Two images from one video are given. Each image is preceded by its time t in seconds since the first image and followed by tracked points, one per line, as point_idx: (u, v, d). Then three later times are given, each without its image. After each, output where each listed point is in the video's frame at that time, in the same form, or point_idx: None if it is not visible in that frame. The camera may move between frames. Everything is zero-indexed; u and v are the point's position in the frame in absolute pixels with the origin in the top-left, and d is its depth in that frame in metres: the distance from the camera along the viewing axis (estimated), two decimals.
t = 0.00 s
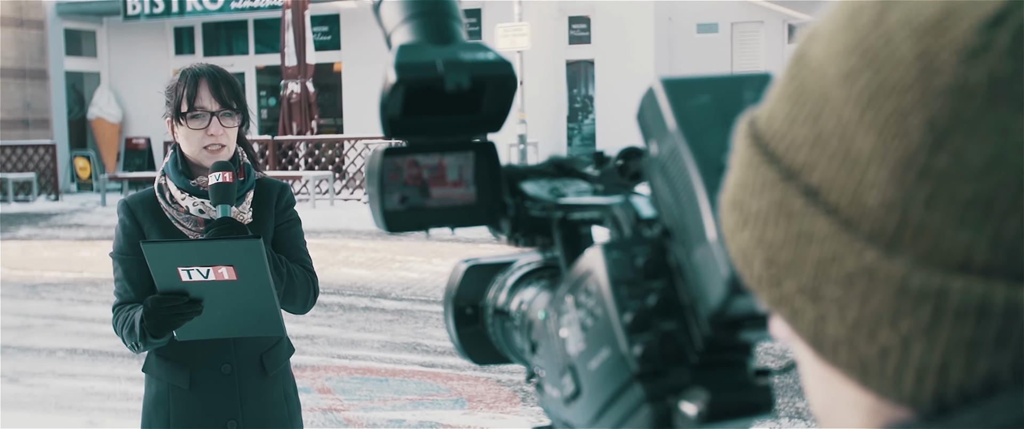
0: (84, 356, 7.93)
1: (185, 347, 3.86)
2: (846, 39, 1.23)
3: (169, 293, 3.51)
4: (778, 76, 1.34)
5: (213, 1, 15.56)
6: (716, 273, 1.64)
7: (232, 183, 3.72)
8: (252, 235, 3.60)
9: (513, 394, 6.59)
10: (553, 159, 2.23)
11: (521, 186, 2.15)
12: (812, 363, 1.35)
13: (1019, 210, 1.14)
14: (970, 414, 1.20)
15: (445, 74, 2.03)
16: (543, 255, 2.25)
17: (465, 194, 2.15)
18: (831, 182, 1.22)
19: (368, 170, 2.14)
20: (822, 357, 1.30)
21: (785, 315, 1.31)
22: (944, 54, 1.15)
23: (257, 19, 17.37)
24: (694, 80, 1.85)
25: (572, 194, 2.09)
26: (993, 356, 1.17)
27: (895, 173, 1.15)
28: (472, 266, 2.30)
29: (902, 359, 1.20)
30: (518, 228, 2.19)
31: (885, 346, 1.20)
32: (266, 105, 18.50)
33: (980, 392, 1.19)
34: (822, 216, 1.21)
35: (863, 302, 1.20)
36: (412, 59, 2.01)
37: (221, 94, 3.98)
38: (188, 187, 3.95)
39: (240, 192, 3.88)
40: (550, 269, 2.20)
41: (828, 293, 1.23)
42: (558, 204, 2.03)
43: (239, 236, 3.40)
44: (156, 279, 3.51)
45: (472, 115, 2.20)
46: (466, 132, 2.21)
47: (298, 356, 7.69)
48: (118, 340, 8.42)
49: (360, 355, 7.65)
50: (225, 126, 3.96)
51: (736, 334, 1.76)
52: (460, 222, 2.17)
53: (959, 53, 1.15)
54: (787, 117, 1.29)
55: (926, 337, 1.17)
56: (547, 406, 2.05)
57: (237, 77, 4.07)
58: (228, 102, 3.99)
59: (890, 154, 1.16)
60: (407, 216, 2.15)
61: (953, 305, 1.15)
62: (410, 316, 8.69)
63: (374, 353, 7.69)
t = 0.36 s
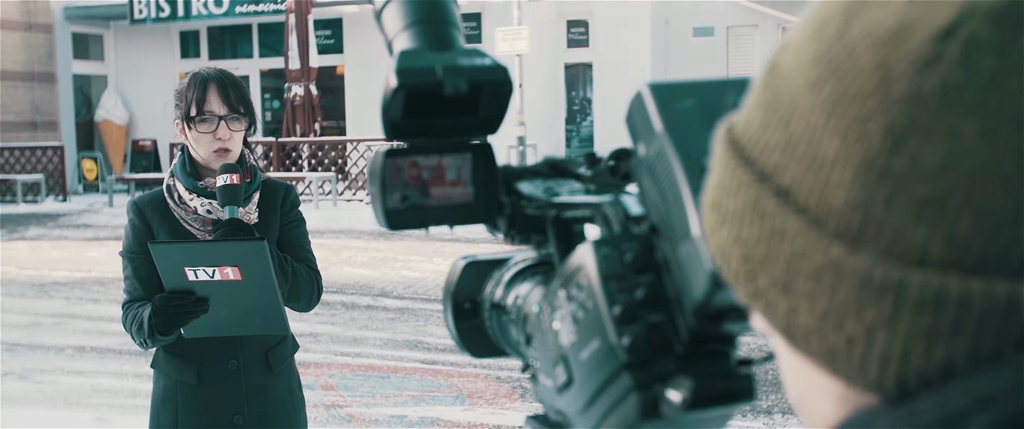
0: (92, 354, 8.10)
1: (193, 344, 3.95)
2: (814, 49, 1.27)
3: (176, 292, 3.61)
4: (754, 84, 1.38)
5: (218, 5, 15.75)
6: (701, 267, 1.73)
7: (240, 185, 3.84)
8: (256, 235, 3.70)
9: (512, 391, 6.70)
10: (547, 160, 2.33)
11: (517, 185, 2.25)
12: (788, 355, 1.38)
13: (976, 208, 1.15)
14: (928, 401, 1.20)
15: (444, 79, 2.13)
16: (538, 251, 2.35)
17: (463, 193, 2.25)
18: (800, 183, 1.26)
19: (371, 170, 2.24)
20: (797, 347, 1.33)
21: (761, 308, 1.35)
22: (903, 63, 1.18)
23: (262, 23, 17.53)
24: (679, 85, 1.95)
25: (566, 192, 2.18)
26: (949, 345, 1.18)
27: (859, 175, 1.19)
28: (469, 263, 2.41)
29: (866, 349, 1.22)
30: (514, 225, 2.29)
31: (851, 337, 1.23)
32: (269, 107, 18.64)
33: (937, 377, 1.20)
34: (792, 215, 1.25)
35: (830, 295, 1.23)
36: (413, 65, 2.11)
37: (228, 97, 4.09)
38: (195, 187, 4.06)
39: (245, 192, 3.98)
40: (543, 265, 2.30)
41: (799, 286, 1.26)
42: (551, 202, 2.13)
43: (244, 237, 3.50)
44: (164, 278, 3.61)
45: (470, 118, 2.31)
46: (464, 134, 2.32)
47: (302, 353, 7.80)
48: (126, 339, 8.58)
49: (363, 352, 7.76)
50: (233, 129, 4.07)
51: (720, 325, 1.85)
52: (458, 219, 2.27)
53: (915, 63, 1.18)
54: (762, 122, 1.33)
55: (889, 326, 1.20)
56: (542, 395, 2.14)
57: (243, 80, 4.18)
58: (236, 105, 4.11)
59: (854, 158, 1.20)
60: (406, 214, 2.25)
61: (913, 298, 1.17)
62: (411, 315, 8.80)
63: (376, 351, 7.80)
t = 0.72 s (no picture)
0: (99, 352, 8.22)
1: (199, 339, 4.05)
2: (812, 49, 1.28)
3: (184, 290, 3.70)
4: (755, 81, 1.41)
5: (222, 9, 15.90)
6: (687, 263, 1.80)
7: (243, 185, 3.92)
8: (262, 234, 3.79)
9: (512, 388, 6.78)
10: (544, 162, 2.42)
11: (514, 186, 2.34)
12: (785, 338, 1.40)
13: (962, 195, 1.15)
14: (912, 377, 1.20)
15: (443, 83, 2.23)
16: (535, 250, 2.43)
17: (462, 193, 2.34)
18: (796, 171, 1.27)
19: (374, 171, 2.33)
20: (793, 330, 1.35)
21: (759, 292, 1.37)
22: (893, 59, 1.19)
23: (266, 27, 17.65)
24: (669, 89, 2.03)
25: (561, 193, 2.27)
26: (933, 325, 1.19)
27: (852, 163, 1.20)
28: (468, 260, 2.50)
29: (857, 327, 1.23)
30: (511, 224, 2.37)
31: (843, 316, 1.24)
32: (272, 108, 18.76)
33: (922, 356, 1.21)
34: (789, 203, 1.27)
35: (823, 277, 1.25)
36: (412, 72, 2.21)
37: (234, 102, 4.18)
38: (200, 188, 4.16)
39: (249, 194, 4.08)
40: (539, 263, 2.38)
41: (794, 269, 1.28)
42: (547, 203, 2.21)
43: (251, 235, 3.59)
44: (172, 276, 3.70)
45: (469, 121, 2.40)
46: (462, 136, 2.40)
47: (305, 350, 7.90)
48: (133, 337, 8.70)
49: (365, 350, 7.85)
50: (238, 133, 4.18)
51: (707, 318, 1.92)
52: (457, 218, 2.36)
53: (905, 60, 1.18)
54: (762, 118, 1.35)
55: (877, 303, 1.21)
56: (537, 387, 2.23)
57: (248, 84, 4.27)
58: (241, 109, 4.20)
59: (846, 148, 1.21)
60: (407, 213, 2.34)
61: (899, 278, 1.18)
62: (413, 313, 8.90)
63: (378, 348, 7.89)
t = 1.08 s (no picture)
0: (105, 349, 8.31)
1: (203, 336, 4.12)
2: (798, 54, 1.29)
3: (190, 287, 3.77)
4: (745, 86, 1.41)
5: (226, 11, 16.01)
6: (678, 260, 1.86)
7: (247, 185, 4.00)
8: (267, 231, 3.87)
9: (511, 385, 6.86)
10: (540, 163, 2.50)
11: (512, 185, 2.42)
12: (773, 332, 1.41)
13: (937, 193, 1.15)
14: (891, 366, 1.20)
15: (442, 86, 2.30)
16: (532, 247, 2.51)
17: (461, 192, 2.41)
18: (782, 171, 1.28)
19: (376, 170, 2.41)
20: (779, 323, 1.35)
21: (748, 288, 1.37)
22: (875, 65, 1.19)
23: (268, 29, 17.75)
24: (660, 91, 2.11)
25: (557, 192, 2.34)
26: (911, 317, 1.19)
27: (835, 163, 1.21)
28: (467, 257, 2.58)
29: (839, 320, 1.24)
30: (509, 223, 2.45)
31: (826, 309, 1.25)
32: (275, 109, 18.84)
33: (900, 346, 1.21)
34: (775, 201, 1.28)
35: (808, 271, 1.25)
36: (412, 74, 2.28)
37: (238, 104, 4.26)
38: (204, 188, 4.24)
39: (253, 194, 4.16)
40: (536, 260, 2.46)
41: (779, 265, 1.29)
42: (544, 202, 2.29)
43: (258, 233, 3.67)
44: (179, 273, 3.76)
45: (468, 123, 2.48)
46: (462, 137, 2.49)
47: (308, 348, 7.98)
48: (139, 335, 8.79)
49: (367, 348, 7.93)
50: (241, 135, 4.26)
51: (697, 313, 1.99)
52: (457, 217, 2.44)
53: (885, 66, 1.18)
54: (750, 121, 1.35)
55: (858, 296, 1.21)
56: (534, 380, 2.30)
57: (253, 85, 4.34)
58: (244, 111, 4.28)
59: (830, 149, 1.22)
60: (408, 212, 2.41)
61: (880, 272, 1.18)
62: (415, 312, 8.98)
63: (380, 346, 7.97)
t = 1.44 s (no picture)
0: (111, 348, 8.38)
1: (207, 334, 4.19)
2: (794, 60, 1.28)
3: (194, 288, 3.83)
4: (744, 90, 1.40)
5: (230, 14, 16.11)
6: (673, 258, 1.92)
7: (251, 186, 4.04)
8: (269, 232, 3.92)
9: (512, 383, 6.92)
10: (537, 163, 2.56)
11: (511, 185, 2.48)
12: (767, 327, 1.39)
13: (929, 196, 1.15)
14: (884, 362, 1.19)
15: (444, 88, 2.36)
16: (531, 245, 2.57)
17: (462, 192, 2.47)
18: (780, 173, 1.27)
19: (379, 170, 2.47)
20: (774, 319, 1.34)
21: (745, 285, 1.36)
22: (869, 71, 1.19)
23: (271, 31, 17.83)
24: (654, 93, 2.17)
25: (554, 192, 2.40)
26: (904, 314, 1.19)
27: (831, 166, 1.20)
28: (467, 255, 2.64)
29: (834, 318, 1.24)
30: (508, 223, 2.51)
31: (821, 308, 1.24)
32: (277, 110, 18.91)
33: (894, 343, 1.21)
34: (773, 202, 1.27)
35: (804, 271, 1.25)
36: (415, 77, 2.33)
37: (241, 106, 4.33)
38: (208, 189, 4.29)
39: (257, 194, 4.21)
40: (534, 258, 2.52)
41: (777, 264, 1.28)
42: (543, 202, 2.35)
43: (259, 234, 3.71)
44: (184, 273, 3.83)
45: (467, 124, 2.54)
46: (462, 138, 2.55)
47: (311, 346, 8.04)
48: (143, 334, 8.85)
49: (369, 347, 7.99)
50: (245, 136, 4.32)
51: (690, 309, 2.04)
52: (457, 216, 2.50)
53: (879, 72, 1.18)
54: (749, 123, 1.34)
55: (852, 296, 1.21)
56: (532, 375, 2.36)
57: (255, 87, 4.41)
58: (248, 112, 4.35)
59: (827, 152, 1.21)
60: (409, 211, 2.47)
61: (874, 272, 1.19)
62: (417, 311, 9.03)
63: (382, 345, 8.04)
